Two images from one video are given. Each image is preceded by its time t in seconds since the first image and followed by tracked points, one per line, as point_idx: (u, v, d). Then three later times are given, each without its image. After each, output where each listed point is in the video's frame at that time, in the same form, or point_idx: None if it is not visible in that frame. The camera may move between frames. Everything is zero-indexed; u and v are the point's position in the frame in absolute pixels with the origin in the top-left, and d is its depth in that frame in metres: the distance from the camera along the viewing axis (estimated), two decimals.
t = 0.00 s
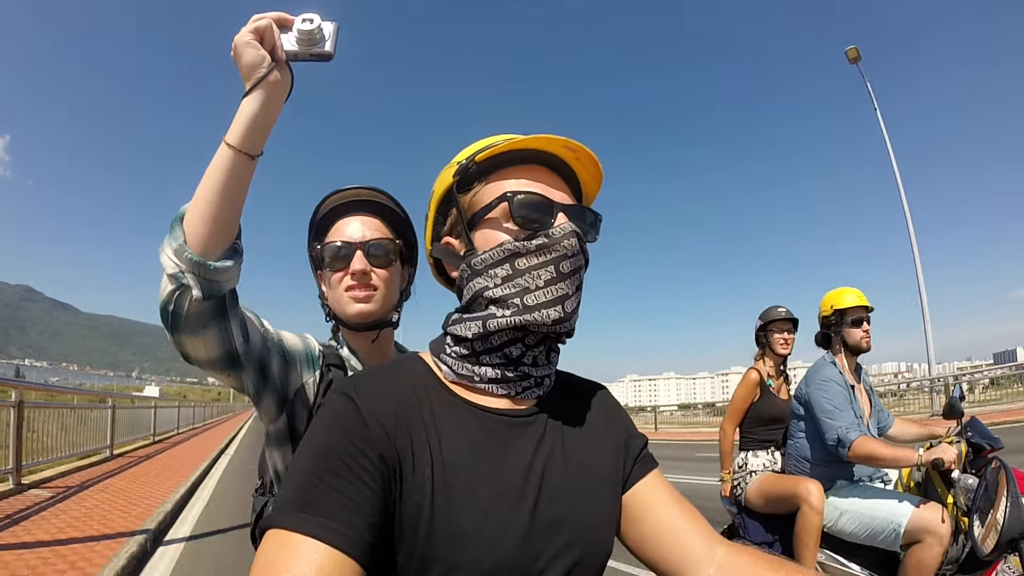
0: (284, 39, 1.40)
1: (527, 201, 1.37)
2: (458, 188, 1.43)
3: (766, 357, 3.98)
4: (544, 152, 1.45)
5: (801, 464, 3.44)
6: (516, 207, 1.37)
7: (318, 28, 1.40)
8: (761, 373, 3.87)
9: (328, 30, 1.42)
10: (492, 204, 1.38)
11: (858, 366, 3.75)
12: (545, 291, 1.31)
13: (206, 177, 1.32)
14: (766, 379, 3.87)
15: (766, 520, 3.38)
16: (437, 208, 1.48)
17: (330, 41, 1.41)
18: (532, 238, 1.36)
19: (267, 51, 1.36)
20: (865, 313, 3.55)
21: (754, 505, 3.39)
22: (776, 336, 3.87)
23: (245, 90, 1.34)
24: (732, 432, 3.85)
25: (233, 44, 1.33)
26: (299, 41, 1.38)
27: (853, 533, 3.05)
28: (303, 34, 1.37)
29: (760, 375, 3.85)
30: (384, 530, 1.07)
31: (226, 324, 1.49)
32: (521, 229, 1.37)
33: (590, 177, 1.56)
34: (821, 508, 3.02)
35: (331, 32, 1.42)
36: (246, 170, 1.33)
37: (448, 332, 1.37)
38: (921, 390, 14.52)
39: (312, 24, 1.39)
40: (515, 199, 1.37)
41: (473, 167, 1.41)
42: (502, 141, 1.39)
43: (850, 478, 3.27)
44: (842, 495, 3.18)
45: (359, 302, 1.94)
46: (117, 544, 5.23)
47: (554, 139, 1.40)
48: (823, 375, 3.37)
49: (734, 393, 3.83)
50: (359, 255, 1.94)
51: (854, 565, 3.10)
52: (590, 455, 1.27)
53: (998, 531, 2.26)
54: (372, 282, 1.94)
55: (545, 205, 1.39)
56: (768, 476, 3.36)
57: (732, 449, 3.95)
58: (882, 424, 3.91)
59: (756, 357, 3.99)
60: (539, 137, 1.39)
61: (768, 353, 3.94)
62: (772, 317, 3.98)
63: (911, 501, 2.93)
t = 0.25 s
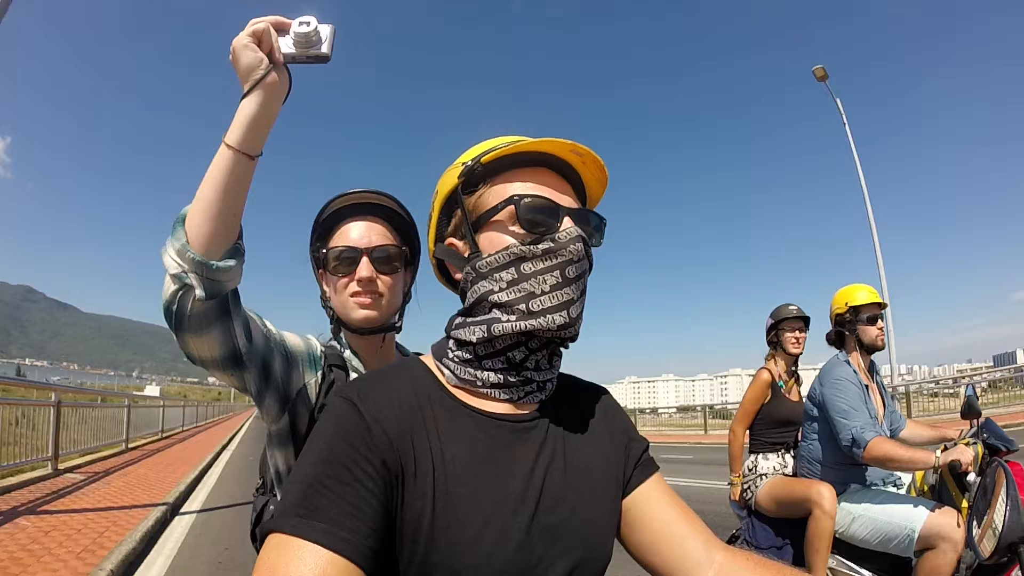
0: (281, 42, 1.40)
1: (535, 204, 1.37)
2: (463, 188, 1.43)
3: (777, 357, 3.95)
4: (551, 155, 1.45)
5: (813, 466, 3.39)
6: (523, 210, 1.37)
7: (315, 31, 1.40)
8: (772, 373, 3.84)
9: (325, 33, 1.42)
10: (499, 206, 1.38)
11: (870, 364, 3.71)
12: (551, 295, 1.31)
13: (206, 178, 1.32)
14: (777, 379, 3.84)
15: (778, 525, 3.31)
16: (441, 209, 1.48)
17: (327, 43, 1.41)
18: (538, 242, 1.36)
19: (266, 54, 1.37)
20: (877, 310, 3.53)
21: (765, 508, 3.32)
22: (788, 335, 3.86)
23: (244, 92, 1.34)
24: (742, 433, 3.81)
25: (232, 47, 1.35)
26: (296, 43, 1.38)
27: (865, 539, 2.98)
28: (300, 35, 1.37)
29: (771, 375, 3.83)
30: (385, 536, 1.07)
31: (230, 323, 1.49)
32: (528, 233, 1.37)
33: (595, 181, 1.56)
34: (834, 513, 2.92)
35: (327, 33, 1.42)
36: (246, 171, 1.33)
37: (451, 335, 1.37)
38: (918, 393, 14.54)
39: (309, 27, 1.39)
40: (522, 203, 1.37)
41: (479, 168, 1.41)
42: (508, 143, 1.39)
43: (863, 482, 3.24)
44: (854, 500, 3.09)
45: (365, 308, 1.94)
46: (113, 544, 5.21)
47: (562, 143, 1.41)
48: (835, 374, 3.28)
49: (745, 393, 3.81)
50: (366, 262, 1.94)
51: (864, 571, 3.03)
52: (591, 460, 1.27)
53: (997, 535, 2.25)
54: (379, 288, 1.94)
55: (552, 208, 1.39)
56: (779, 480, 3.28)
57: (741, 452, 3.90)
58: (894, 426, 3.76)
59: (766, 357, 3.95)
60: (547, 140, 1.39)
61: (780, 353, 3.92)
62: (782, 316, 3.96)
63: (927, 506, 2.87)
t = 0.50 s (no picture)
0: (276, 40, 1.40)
1: (531, 204, 1.37)
2: (462, 189, 1.43)
3: (787, 356, 3.90)
4: (548, 154, 1.46)
5: (825, 466, 3.37)
6: (519, 210, 1.37)
7: (309, 28, 1.40)
8: (782, 372, 3.78)
9: (319, 31, 1.42)
10: (496, 206, 1.38)
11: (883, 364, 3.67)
12: (548, 294, 1.32)
13: (202, 176, 1.32)
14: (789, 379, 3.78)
15: (790, 526, 3.27)
16: (439, 209, 1.48)
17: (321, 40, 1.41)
18: (535, 242, 1.37)
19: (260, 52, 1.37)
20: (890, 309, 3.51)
21: (776, 509, 3.27)
22: (799, 334, 3.82)
23: (238, 89, 1.34)
24: (752, 432, 3.74)
25: (226, 45, 1.35)
26: (290, 41, 1.38)
27: (879, 539, 2.97)
28: (294, 33, 1.38)
29: (783, 375, 3.77)
30: (385, 531, 1.07)
31: (226, 321, 1.49)
32: (525, 233, 1.38)
33: (593, 181, 1.56)
34: (848, 514, 2.87)
35: (322, 31, 1.43)
36: (241, 167, 1.32)
37: (448, 334, 1.37)
38: (915, 394, 14.58)
39: (303, 24, 1.40)
40: (519, 202, 1.37)
41: (477, 169, 1.41)
42: (505, 143, 1.39)
43: (877, 482, 3.20)
44: (868, 499, 3.08)
45: (365, 313, 1.94)
46: (110, 544, 5.19)
47: (559, 142, 1.41)
48: (848, 374, 3.27)
49: (755, 392, 3.76)
50: (367, 267, 1.95)
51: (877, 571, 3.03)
52: (590, 457, 1.27)
53: (997, 532, 2.23)
54: (379, 293, 1.94)
55: (549, 209, 1.39)
56: (789, 481, 3.24)
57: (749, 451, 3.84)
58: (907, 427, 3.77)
59: (777, 356, 3.89)
60: (544, 139, 1.39)
61: (791, 352, 3.87)
62: (792, 315, 3.91)
63: (942, 505, 2.85)
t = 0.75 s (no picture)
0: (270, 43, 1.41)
1: (524, 203, 1.38)
2: (456, 192, 1.44)
3: (797, 355, 3.79)
4: (540, 156, 1.47)
5: (836, 465, 3.36)
6: (512, 209, 1.38)
7: (302, 30, 1.41)
8: (792, 370, 3.64)
9: (313, 31, 1.42)
10: (489, 207, 1.39)
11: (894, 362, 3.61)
12: (544, 291, 1.32)
13: (200, 179, 1.33)
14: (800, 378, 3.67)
15: (801, 526, 3.26)
16: (435, 213, 1.49)
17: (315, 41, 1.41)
18: (529, 240, 1.37)
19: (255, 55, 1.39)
20: (901, 306, 3.50)
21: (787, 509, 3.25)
22: (810, 332, 3.72)
23: (234, 92, 1.36)
24: (762, 433, 3.62)
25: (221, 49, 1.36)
26: (284, 43, 1.39)
27: (893, 537, 2.94)
28: (287, 35, 1.39)
29: (794, 374, 3.65)
30: (385, 529, 1.08)
31: (226, 319, 1.50)
32: (518, 232, 1.38)
33: (586, 180, 1.57)
34: (861, 512, 2.84)
35: (316, 31, 1.43)
36: (238, 169, 1.33)
37: (447, 334, 1.38)
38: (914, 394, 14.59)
39: (296, 26, 1.40)
40: (511, 202, 1.38)
41: (470, 172, 1.42)
42: (498, 145, 1.40)
43: (891, 481, 3.18)
44: (882, 497, 3.04)
45: (367, 314, 1.95)
46: (110, 544, 5.19)
47: (550, 143, 1.41)
48: (861, 372, 3.25)
49: (765, 392, 3.62)
50: (368, 269, 1.95)
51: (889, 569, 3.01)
52: (589, 454, 1.28)
53: (998, 532, 2.22)
54: (381, 295, 1.95)
55: (541, 207, 1.40)
56: (801, 480, 3.20)
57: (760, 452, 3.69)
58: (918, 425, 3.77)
59: (787, 354, 3.79)
60: (536, 140, 1.40)
61: (801, 351, 3.76)
62: (802, 312, 3.83)
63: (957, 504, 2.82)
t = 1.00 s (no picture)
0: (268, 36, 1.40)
1: (521, 197, 1.37)
2: (453, 188, 1.43)
3: (806, 353, 3.78)
4: (538, 150, 1.46)
5: (848, 467, 3.28)
6: (509, 204, 1.36)
7: (300, 24, 1.40)
8: (803, 368, 3.66)
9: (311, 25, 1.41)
10: (487, 201, 1.38)
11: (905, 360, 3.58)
12: (543, 285, 1.31)
13: (196, 173, 1.32)
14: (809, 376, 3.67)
15: (808, 530, 3.18)
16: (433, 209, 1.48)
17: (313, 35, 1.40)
18: (527, 234, 1.36)
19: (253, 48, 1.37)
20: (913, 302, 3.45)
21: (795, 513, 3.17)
22: (819, 329, 3.72)
23: (231, 85, 1.34)
24: (771, 433, 3.65)
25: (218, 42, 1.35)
26: (283, 37, 1.38)
27: (904, 543, 2.89)
28: (285, 28, 1.38)
29: (803, 373, 3.66)
30: (384, 529, 1.07)
31: (223, 316, 1.49)
32: (516, 226, 1.37)
33: (583, 175, 1.56)
34: (873, 517, 2.79)
35: (314, 25, 1.42)
36: (234, 162, 1.32)
37: (446, 331, 1.37)
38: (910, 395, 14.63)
39: (294, 19, 1.39)
40: (509, 196, 1.37)
41: (467, 168, 1.41)
42: (495, 140, 1.39)
43: (902, 483, 3.11)
44: (893, 501, 3.00)
45: (368, 313, 1.94)
46: (105, 543, 5.16)
47: (547, 137, 1.40)
48: (874, 370, 3.21)
49: (775, 390, 3.65)
50: (370, 267, 1.94)
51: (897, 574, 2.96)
52: (589, 453, 1.27)
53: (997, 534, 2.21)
54: (382, 293, 1.94)
55: (539, 201, 1.39)
56: (811, 483, 3.13)
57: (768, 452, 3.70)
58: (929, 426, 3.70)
59: (796, 352, 3.78)
60: (533, 134, 1.39)
61: (811, 348, 3.75)
62: (813, 309, 3.82)
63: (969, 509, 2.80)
